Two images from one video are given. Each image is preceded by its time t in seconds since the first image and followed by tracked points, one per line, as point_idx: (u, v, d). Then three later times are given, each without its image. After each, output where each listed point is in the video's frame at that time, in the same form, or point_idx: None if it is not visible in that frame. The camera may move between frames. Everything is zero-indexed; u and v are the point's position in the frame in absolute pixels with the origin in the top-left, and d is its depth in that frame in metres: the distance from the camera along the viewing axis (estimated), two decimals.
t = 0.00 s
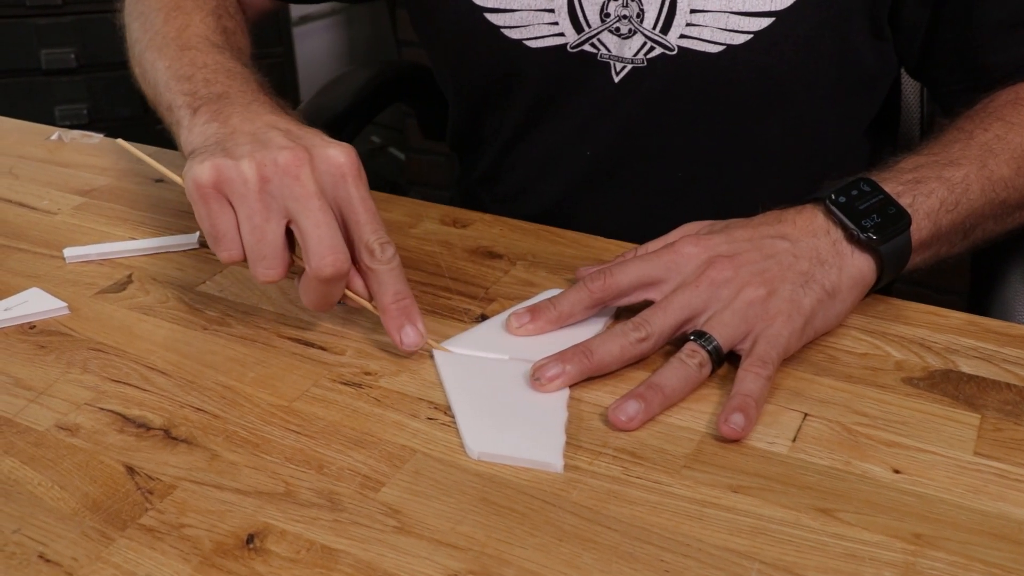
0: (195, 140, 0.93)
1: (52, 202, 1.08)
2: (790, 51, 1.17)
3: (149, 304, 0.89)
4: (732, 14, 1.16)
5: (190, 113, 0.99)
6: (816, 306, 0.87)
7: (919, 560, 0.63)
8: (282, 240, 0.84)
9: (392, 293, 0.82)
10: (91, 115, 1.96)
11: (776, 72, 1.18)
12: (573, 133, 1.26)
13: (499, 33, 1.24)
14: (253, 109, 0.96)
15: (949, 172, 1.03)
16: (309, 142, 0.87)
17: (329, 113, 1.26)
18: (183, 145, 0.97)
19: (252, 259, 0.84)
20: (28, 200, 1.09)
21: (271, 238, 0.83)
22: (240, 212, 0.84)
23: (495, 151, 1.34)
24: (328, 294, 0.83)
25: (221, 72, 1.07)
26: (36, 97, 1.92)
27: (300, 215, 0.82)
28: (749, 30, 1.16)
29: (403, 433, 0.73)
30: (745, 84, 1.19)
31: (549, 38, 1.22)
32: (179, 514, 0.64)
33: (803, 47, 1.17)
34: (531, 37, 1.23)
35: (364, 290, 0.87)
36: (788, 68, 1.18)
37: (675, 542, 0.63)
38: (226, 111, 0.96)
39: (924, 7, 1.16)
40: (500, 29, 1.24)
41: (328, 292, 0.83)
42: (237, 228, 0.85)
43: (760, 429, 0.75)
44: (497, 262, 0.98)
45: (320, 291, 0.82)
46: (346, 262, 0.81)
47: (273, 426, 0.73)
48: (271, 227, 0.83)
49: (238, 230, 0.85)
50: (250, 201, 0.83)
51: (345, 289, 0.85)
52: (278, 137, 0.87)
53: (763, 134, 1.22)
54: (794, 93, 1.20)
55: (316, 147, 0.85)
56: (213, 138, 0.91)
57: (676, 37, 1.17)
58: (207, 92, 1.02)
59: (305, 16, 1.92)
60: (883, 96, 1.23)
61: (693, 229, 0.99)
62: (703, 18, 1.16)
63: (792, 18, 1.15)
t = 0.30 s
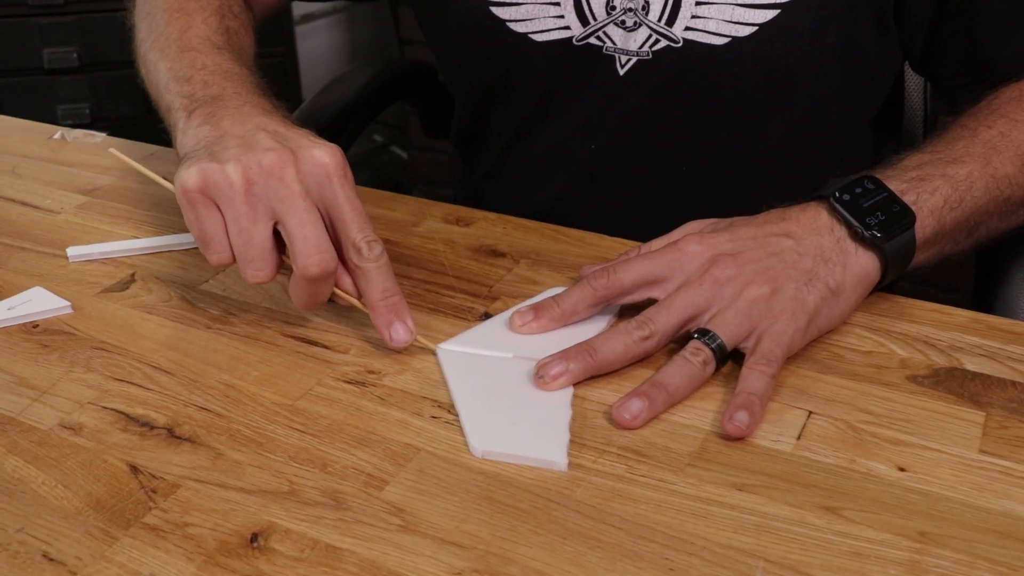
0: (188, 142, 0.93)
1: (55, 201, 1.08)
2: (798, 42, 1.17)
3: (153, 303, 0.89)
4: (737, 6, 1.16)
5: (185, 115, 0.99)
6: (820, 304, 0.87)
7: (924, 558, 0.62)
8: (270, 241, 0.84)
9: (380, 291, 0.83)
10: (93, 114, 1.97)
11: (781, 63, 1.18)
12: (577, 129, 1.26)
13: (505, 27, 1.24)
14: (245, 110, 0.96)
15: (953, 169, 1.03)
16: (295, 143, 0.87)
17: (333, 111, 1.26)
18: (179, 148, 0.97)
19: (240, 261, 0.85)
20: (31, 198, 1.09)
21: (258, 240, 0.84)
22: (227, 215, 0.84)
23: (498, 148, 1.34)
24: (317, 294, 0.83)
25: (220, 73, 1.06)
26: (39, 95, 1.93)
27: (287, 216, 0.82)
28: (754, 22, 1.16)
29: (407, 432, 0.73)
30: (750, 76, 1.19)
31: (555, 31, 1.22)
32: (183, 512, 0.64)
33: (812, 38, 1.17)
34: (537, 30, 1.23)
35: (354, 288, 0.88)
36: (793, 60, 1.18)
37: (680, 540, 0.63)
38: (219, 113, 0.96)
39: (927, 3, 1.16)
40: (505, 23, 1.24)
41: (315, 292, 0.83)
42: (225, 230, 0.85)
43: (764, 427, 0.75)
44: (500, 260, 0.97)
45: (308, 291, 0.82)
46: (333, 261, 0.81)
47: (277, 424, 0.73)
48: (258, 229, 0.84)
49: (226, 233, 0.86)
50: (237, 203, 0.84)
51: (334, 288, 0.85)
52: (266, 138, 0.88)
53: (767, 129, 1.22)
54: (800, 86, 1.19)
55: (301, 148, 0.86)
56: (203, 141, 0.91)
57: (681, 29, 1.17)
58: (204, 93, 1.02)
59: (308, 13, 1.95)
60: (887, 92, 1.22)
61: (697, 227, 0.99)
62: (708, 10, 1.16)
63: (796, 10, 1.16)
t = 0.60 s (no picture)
0: (186, 132, 0.93)
1: (56, 198, 1.08)
2: (802, 28, 1.17)
3: (154, 300, 0.89)
4: None
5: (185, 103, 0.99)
6: (820, 301, 0.87)
7: (925, 555, 0.62)
8: (267, 234, 0.84)
9: (379, 286, 0.83)
10: (95, 112, 1.97)
11: (784, 50, 1.18)
12: (581, 120, 1.26)
13: (509, 15, 1.25)
14: (244, 100, 0.96)
15: (953, 166, 1.03)
16: (295, 136, 0.87)
17: (335, 107, 1.26)
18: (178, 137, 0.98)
19: (237, 253, 0.84)
20: (32, 196, 1.09)
21: (256, 232, 0.83)
22: (225, 207, 0.84)
23: (501, 143, 1.34)
24: (315, 287, 0.83)
25: (221, 63, 1.06)
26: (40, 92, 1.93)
27: (286, 208, 0.82)
28: (758, 8, 1.16)
29: (408, 429, 0.73)
30: (752, 63, 1.18)
31: (559, 17, 1.22)
32: (184, 510, 0.64)
33: (816, 25, 1.17)
34: (542, 17, 1.23)
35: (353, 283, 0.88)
36: (796, 48, 1.18)
37: (680, 537, 0.63)
38: (218, 102, 0.96)
39: None
40: (510, 10, 1.25)
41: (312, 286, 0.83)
42: (222, 221, 0.85)
43: (765, 424, 0.75)
44: (501, 258, 0.97)
45: (306, 284, 0.82)
46: (330, 254, 0.81)
47: (277, 421, 0.73)
48: (256, 221, 0.83)
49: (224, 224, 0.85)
50: (234, 194, 0.83)
51: (331, 282, 0.85)
52: (264, 130, 0.87)
53: (770, 123, 1.22)
54: (803, 73, 1.19)
55: (300, 141, 0.86)
56: (202, 131, 0.91)
57: (684, 15, 1.17)
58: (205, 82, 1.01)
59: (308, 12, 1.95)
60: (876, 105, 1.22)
61: (697, 224, 0.99)
62: None
63: None
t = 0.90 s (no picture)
0: (228, 124, 0.93)
1: (58, 195, 1.08)
2: (807, 22, 1.17)
3: (155, 298, 0.89)
4: None
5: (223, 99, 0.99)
6: (820, 300, 0.87)
7: (924, 553, 0.62)
8: (317, 214, 0.83)
9: (436, 264, 0.82)
10: (97, 110, 1.98)
11: (788, 42, 1.18)
12: (584, 116, 1.26)
13: (515, 9, 1.25)
14: (287, 92, 0.95)
15: (953, 165, 1.03)
16: (342, 116, 0.86)
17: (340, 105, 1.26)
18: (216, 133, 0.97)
19: (288, 234, 0.84)
20: (34, 193, 1.09)
21: (306, 212, 0.83)
22: (275, 187, 0.84)
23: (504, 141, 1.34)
24: (368, 267, 0.83)
25: (253, 61, 1.06)
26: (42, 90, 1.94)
27: (336, 187, 0.82)
28: None
29: (409, 427, 0.73)
30: (756, 55, 1.19)
31: (565, 11, 1.22)
32: (185, 506, 0.64)
33: (820, 19, 1.17)
34: (548, 10, 1.23)
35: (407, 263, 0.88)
36: (800, 40, 1.18)
37: (680, 535, 0.63)
38: (258, 96, 0.96)
39: None
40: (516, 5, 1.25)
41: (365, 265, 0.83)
42: (272, 202, 0.85)
43: (765, 423, 0.75)
44: (502, 256, 0.98)
45: (359, 262, 0.82)
46: (384, 231, 0.81)
47: (278, 419, 0.73)
48: (305, 201, 0.83)
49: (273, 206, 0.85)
50: (284, 174, 0.83)
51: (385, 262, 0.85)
52: (312, 114, 0.87)
53: (772, 120, 1.22)
54: (805, 66, 1.19)
55: (350, 121, 0.84)
56: (245, 120, 0.91)
57: (689, 7, 1.18)
58: (239, 81, 1.01)
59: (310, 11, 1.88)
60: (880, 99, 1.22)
61: (698, 223, 0.99)
62: None
63: None
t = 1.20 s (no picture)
0: (247, 143, 0.93)
1: (61, 195, 1.09)
2: (811, 23, 1.17)
3: (158, 298, 0.89)
4: None
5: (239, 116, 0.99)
6: (822, 302, 0.87)
7: (924, 554, 0.63)
8: (340, 237, 0.83)
9: (458, 289, 0.82)
10: (99, 110, 1.99)
11: (794, 46, 1.18)
12: (586, 115, 1.26)
13: (521, 11, 1.25)
14: (305, 111, 0.95)
15: (955, 168, 1.03)
16: (364, 140, 0.86)
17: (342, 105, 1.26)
18: (232, 150, 0.97)
19: (309, 257, 0.84)
20: (38, 193, 1.09)
21: (329, 235, 0.83)
22: (297, 210, 0.83)
23: (508, 141, 1.34)
24: (390, 291, 0.83)
25: (266, 75, 1.06)
26: (44, 89, 1.94)
27: (360, 210, 0.82)
28: (769, 3, 1.17)
29: (411, 426, 0.73)
30: (763, 59, 1.19)
31: (573, 14, 1.22)
32: (189, 506, 0.64)
33: (826, 22, 1.17)
34: (555, 13, 1.23)
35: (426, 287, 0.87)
36: (806, 43, 1.18)
37: (681, 536, 0.63)
38: (275, 114, 0.96)
39: None
40: (523, 8, 1.25)
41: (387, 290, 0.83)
42: (293, 226, 0.84)
43: (766, 423, 0.75)
44: (504, 257, 0.98)
45: (381, 287, 0.82)
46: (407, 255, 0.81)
47: (281, 419, 0.73)
48: (329, 224, 0.83)
49: (294, 229, 0.85)
50: (307, 198, 0.83)
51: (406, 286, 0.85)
52: (333, 136, 0.87)
53: (774, 121, 1.22)
54: (810, 70, 1.19)
55: (372, 145, 0.85)
56: (265, 139, 0.91)
57: (696, 11, 1.18)
58: (253, 98, 1.01)
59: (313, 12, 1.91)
60: (892, 87, 1.22)
61: (700, 225, 1.00)
62: None
63: None
